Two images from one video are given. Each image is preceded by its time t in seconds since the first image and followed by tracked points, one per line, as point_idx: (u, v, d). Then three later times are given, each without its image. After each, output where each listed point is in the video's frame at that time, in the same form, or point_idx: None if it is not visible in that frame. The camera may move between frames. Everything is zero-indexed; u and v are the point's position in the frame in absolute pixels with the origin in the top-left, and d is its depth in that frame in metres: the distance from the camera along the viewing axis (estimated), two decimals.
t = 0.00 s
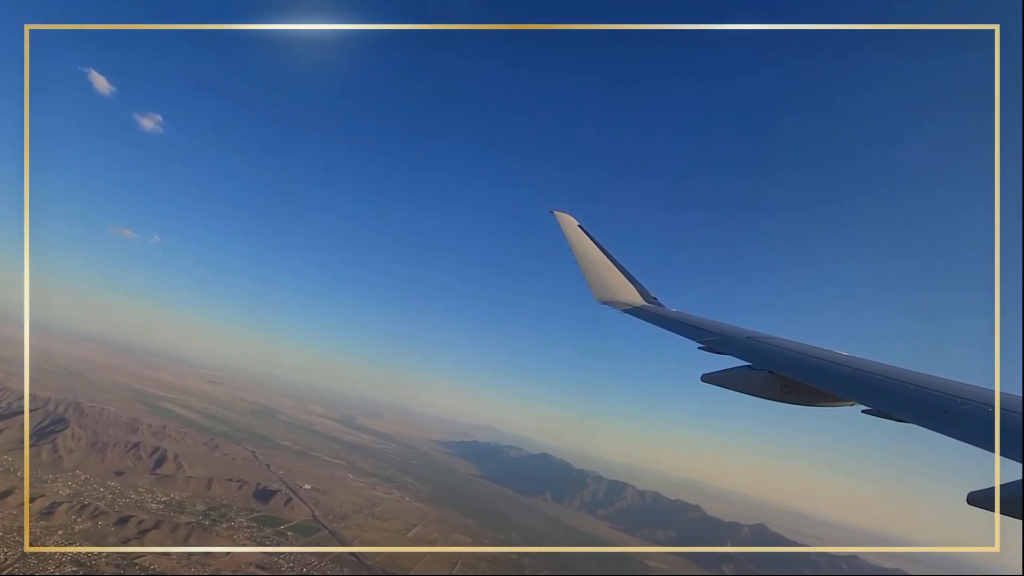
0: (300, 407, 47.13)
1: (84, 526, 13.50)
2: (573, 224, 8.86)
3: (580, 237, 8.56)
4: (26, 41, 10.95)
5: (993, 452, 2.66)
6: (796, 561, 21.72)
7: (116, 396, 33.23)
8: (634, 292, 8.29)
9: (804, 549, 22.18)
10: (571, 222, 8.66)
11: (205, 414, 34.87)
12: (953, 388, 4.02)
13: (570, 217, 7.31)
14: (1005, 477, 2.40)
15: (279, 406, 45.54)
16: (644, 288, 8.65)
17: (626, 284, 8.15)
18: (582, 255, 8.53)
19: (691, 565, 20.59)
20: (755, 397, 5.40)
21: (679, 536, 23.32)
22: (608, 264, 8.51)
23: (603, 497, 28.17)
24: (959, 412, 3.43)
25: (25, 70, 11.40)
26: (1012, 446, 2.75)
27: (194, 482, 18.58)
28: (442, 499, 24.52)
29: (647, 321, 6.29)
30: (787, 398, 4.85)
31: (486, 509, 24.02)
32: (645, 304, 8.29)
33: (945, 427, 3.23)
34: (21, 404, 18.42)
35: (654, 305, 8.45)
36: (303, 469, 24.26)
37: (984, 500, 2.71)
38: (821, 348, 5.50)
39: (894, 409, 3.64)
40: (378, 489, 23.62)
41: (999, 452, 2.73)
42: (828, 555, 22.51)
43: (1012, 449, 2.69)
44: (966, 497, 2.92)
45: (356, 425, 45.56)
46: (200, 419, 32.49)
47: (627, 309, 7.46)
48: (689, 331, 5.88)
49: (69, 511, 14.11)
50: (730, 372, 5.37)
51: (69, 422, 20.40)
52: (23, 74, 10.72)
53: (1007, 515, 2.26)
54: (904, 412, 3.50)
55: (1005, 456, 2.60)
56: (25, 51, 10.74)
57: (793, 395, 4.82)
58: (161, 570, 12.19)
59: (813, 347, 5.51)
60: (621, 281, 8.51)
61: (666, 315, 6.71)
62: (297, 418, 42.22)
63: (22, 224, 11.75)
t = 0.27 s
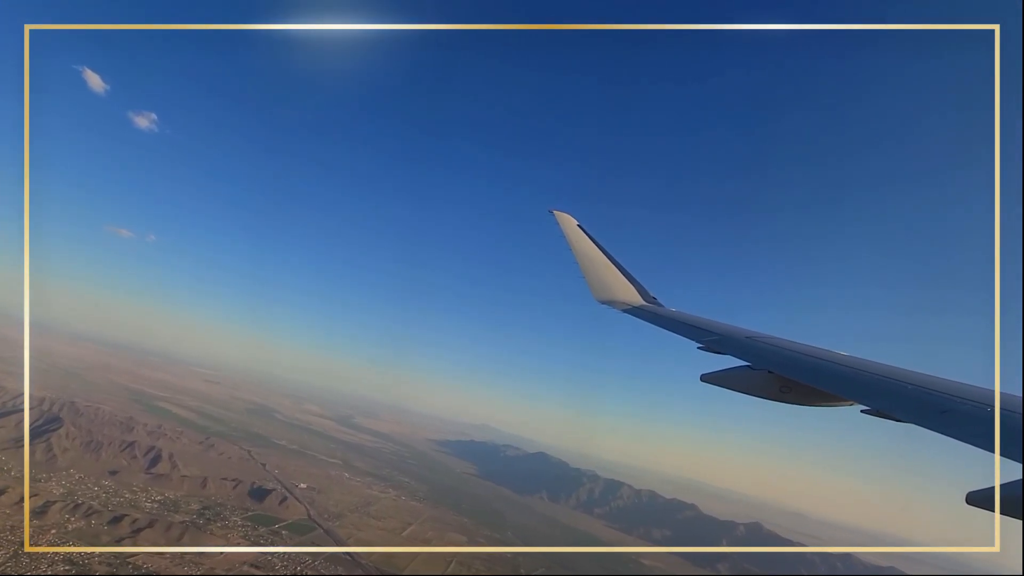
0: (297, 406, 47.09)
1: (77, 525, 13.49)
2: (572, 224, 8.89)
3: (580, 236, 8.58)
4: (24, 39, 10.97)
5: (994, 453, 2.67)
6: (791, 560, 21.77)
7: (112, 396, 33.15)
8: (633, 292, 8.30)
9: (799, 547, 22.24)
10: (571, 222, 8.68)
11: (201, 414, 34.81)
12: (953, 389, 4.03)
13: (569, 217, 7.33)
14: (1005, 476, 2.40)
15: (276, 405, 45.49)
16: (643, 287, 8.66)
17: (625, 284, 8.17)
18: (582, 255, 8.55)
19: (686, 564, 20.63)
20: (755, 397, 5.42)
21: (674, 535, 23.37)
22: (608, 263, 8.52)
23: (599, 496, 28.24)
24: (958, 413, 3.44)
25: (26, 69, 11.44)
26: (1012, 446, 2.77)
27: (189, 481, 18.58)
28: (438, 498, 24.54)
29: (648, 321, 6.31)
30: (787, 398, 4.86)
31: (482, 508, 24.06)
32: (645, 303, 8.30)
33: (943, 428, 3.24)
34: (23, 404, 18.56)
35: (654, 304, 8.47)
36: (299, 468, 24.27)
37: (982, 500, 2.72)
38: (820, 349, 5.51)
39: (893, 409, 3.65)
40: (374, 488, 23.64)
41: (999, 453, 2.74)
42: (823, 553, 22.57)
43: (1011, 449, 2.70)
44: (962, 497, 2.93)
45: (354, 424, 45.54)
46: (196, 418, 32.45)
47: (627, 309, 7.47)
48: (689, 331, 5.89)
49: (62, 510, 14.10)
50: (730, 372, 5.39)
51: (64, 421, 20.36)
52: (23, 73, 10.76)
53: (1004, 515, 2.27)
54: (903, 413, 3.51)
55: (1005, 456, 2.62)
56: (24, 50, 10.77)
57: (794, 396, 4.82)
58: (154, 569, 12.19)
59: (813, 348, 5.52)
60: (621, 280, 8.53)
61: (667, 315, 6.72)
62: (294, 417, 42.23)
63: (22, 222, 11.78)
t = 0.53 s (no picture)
0: (293, 405, 47.04)
1: (67, 525, 13.45)
2: (570, 227, 8.88)
3: (577, 239, 8.57)
4: (25, 39, 10.99)
5: (993, 454, 2.61)
6: (784, 558, 21.87)
7: (106, 395, 33.03)
8: (631, 294, 8.28)
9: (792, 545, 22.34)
10: (568, 224, 8.67)
11: (197, 413, 34.71)
12: (951, 390, 3.94)
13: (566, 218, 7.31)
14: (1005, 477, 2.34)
15: (272, 404, 45.39)
16: (640, 290, 8.63)
17: (622, 286, 8.14)
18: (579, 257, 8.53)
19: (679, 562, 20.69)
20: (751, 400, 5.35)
21: (668, 533, 23.43)
22: (605, 266, 8.50)
23: (594, 494, 28.34)
24: (956, 412, 3.36)
25: (27, 68, 11.47)
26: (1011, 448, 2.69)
27: (182, 480, 18.54)
28: (433, 497, 24.52)
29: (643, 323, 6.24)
30: (783, 400, 4.80)
31: (477, 507, 24.06)
32: (642, 306, 8.27)
33: (940, 428, 3.16)
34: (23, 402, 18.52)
35: (651, 307, 8.44)
36: (293, 467, 24.22)
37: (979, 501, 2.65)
38: (818, 350, 5.43)
39: (889, 409, 3.56)
40: (368, 488, 23.61)
41: (999, 455, 2.66)
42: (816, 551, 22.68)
43: (1010, 451, 2.63)
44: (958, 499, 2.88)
45: (350, 423, 45.47)
46: (191, 418, 32.35)
47: (624, 311, 7.42)
48: (685, 332, 5.81)
49: (53, 509, 14.05)
50: (725, 373, 5.33)
51: (56, 420, 20.28)
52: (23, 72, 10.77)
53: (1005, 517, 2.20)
54: (900, 413, 3.43)
55: (1004, 458, 2.55)
56: (24, 49, 10.80)
57: (789, 398, 4.75)
58: (145, 568, 12.17)
59: (810, 350, 5.43)
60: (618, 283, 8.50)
61: (664, 317, 6.65)
62: (289, 416, 42.19)
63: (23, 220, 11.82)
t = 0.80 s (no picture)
0: (285, 404, 46.89)
1: (55, 525, 13.39)
2: (565, 230, 8.94)
3: (572, 241, 8.61)
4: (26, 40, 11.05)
5: (993, 459, 2.62)
6: (773, 555, 22.03)
7: (96, 395, 32.81)
8: (626, 296, 8.31)
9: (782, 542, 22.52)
10: (563, 227, 8.71)
11: (188, 413, 34.53)
12: (943, 392, 3.99)
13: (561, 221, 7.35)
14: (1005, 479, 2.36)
15: (264, 404, 45.22)
16: (635, 292, 8.66)
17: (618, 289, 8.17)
18: (574, 260, 8.57)
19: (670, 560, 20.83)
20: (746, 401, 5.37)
21: (659, 531, 23.54)
22: (601, 268, 8.54)
23: (586, 493, 28.43)
24: (947, 415, 3.41)
25: (26, 69, 11.51)
26: (1011, 452, 2.71)
27: (172, 480, 18.48)
28: (425, 497, 24.51)
29: (638, 326, 6.26)
30: (777, 402, 4.83)
31: (468, 506, 24.11)
32: (638, 308, 8.30)
33: (932, 431, 3.20)
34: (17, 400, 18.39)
35: (646, 309, 8.47)
36: (285, 467, 24.16)
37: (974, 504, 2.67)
38: (811, 353, 5.47)
39: (884, 411, 3.60)
40: (360, 487, 23.60)
41: (998, 460, 2.67)
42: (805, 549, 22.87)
43: (1011, 456, 2.64)
44: (954, 501, 2.91)
45: (342, 423, 45.38)
46: (182, 417, 32.18)
47: (619, 313, 7.46)
48: (680, 334, 5.84)
49: (40, 509, 13.97)
50: (720, 376, 5.37)
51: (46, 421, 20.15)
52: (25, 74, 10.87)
53: (1004, 519, 2.22)
54: (893, 415, 3.46)
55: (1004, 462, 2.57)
56: (24, 49, 10.82)
57: (783, 400, 4.78)
58: (133, 568, 12.16)
59: (804, 352, 5.48)
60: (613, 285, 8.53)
61: (658, 320, 6.68)
62: (282, 416, 42.03)
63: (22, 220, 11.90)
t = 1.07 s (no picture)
0: (281, 404, 46.82)
1: (45, 525, 13.36)
2: (563, 228, 8.97)
3: (570, 238, 8.64)
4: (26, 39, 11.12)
5: (993, 455, 2.60)
6: (766, 554, 22.15)
7: (90, 395, 32.72)
8: (623, 293, 8.34)
9: (774, 541, 22.65)
10: (561, 224, 8.75)
11: (182, 413, 34.44)
12: (940, 387, 4.00)
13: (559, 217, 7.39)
14: (1005, 473, 2.33)
15: (259, 404, 45.16)
16: (632, 288, 8.69)
17: (615, 285, 8.21)
18: (572, 256, 8.60)
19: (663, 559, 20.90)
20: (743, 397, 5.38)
21: (652, 531, 23.62)
22: (599, 265, 8.57)
23: (580, 492, 28.48)
24: (944, 410, 3.42)
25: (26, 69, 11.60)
26: (1010, 448, 2.72)
27: (164, 480, 18.46)
28: (419, 497, 24.52)
29: (636, 322, 6.27)
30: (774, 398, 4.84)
31: (462, 505, 24.13)
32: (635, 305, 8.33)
33: (929, 426, 3.21)
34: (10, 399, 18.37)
35: (644, 305, 8.50)
36: (278, 467, 24.14)
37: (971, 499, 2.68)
38: (809, 348, 5.48)
39: (880, 406, 3.61)
40: (354, 487, 23.57)
41: (998, 456, 2.67)
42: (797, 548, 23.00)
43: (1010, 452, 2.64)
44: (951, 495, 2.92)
45: (338, 423, 45.34)
46: (176, 418, 32.11)
47: (617, 309, 7.48)
48: (678, 330, 5.85)
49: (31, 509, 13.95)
50: (718, 371, 5.39)
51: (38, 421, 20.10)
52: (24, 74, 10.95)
53: (1006, 514, 2.21)
54: (890, 410, 3.48)
55: (1003, 458, 2.57)
56: (25, 49, 10.90)
57: (780, 395, 4.80)
58: (123, 568, 12.16)
59: (802, 348, 5.49)
60: (611, 282, 8.56)
61: (656, 315, 6.69)
62: (277, 416, 41.97)
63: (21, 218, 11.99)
